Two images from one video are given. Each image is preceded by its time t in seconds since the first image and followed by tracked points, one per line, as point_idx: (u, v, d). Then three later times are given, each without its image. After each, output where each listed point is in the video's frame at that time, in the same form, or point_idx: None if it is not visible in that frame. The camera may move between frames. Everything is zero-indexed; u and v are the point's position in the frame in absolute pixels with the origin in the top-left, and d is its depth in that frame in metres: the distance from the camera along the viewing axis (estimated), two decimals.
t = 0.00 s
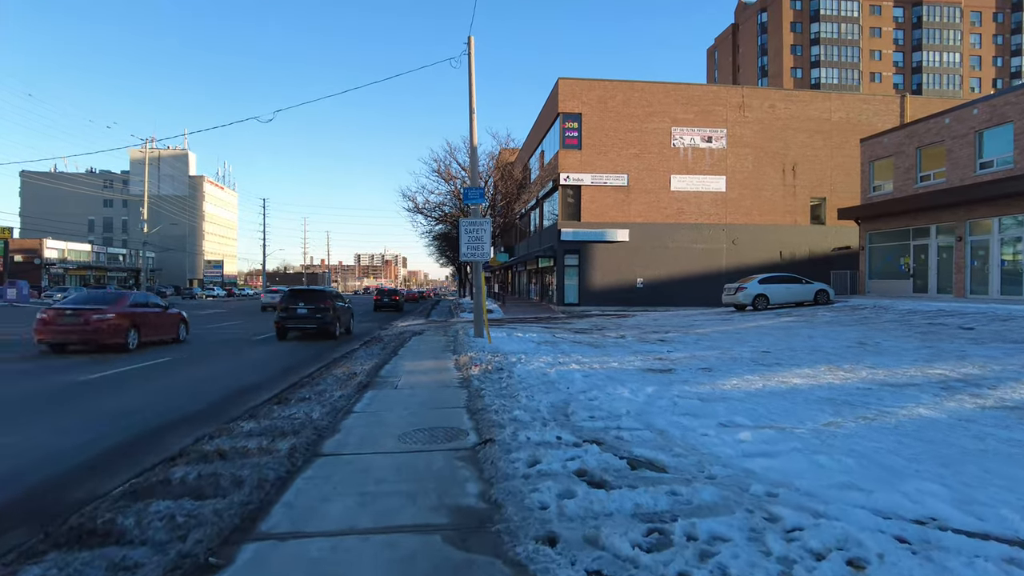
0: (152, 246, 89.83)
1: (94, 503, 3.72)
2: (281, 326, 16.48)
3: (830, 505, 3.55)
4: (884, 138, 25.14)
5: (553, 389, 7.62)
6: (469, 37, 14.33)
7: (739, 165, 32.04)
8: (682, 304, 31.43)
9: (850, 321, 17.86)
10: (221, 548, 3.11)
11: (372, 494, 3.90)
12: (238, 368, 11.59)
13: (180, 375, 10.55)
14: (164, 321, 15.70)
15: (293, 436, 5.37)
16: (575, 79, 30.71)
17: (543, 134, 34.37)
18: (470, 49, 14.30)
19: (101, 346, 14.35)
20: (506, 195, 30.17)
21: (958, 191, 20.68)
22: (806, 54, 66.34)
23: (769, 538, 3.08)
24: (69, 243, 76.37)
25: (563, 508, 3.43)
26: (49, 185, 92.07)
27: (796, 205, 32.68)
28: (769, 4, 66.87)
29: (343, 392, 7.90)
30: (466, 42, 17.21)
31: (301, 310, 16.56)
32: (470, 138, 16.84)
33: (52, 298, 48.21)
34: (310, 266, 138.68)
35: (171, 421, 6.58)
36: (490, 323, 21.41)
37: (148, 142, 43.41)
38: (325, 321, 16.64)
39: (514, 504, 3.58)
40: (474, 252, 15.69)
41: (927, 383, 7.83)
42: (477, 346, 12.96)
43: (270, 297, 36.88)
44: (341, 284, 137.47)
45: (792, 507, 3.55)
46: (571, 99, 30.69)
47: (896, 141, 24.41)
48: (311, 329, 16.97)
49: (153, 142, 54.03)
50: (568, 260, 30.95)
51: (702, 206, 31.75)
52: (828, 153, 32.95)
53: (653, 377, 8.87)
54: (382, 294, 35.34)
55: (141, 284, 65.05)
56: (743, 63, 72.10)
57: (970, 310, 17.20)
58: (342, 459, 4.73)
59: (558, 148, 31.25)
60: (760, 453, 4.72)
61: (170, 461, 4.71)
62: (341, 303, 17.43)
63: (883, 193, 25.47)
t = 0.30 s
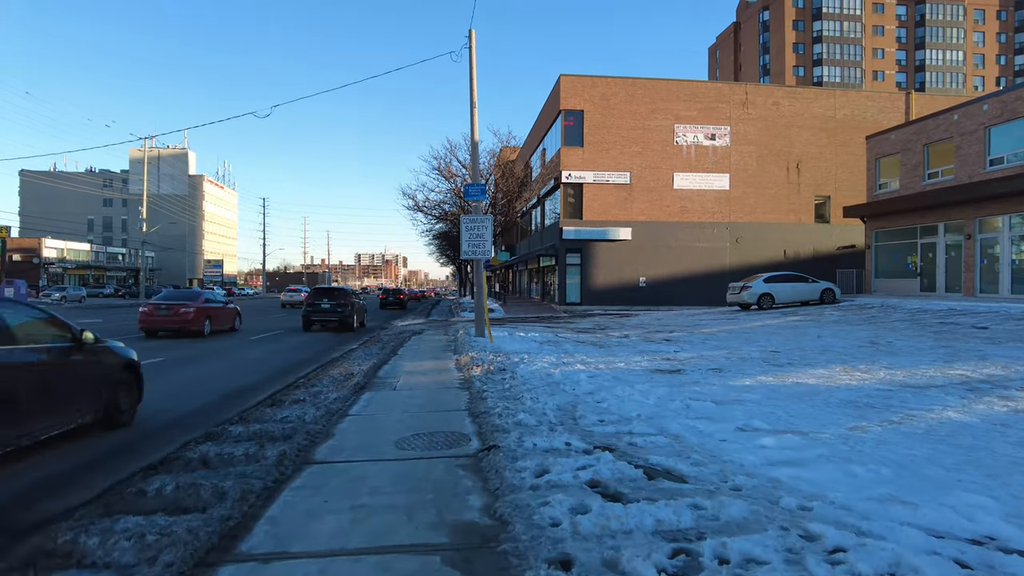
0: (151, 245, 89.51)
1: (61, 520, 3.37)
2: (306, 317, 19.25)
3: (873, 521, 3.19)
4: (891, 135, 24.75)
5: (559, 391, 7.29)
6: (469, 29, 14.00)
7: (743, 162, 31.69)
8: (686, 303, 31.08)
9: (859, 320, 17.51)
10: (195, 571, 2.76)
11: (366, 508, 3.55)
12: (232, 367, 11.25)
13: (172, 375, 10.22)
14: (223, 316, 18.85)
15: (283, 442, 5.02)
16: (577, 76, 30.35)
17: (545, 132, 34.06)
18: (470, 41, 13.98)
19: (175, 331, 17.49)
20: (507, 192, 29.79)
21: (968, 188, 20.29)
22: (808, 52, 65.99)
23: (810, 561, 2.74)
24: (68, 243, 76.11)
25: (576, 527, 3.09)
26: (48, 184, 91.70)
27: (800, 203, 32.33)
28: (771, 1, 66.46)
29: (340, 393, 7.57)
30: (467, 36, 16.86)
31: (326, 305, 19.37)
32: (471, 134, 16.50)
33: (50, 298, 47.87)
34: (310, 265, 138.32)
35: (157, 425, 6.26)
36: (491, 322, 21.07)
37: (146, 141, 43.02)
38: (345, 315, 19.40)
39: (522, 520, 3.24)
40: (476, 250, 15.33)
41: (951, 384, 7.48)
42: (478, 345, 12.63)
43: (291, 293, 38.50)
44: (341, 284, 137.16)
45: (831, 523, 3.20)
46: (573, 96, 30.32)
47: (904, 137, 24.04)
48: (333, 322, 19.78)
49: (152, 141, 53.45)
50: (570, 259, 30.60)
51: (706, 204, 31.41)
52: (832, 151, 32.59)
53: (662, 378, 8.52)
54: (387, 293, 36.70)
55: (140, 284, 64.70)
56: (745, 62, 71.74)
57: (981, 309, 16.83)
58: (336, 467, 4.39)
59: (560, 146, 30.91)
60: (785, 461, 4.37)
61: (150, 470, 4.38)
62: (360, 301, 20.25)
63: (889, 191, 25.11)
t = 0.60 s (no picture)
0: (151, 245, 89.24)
1: (15, 552, 3.03)
2: (328, 316, 21.99)
3: (924, 557, 2.84)
4: (898, 133, 24.41)
5: (566, 399, 6.95)
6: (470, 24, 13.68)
7: (746, 162, 31.35)
8: (689, 304, 30.75)
9: (867, 321, 17.17)
10: None
11: (358, 537, 3.22)
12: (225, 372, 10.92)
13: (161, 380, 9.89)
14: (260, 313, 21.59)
15: (270, 458, 4.69)
16: (579, 74, 30.00)
17: (546, 131, 33.76)
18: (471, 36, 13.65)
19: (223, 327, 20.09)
20: (508, 192, 29.44)
21: (977, 187, 19.93)
22: (810, 51, 65.67)
23: None
24: (67, 243, 75.85)
25: (591, 563, 2.75)
26: (48, 185, 91.53)
27: (804, 202, 31.98)
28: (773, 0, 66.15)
29: (334, 401, 7.23)
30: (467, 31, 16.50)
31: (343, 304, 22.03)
32: (471, 133, 16.17)
33: (48, 298, 47.58)
34: (310, 265, 138.13)
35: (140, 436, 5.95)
36: (493, 324, 20.78)
37: (144, 141, 42.82)
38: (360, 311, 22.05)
39: (530, 555, 2.90)
40: (477, 250, 14.96)
41: (974, 391, 7.13)
42: (478, 349, 12.29)
43: (305, 291, 41.15)
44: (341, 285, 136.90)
45: (876, 558, 2.86)
46: (574, 95, 29.97)
47: (911, 135, 23.68)
48: (350, 319, 22.43)
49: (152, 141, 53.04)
50: (572, 259, 30.26)
51: (709, 204, 31.07)
52: (836, 150, 32.22)
53: (671, 384, 8.16)
54: (391, 292, 37.96)
55: (138, 283, 64.39)
56: (746, 61, 71.43)
57: (992, 311, 16.49)
58: (327, 488, 4.05)
59: (562, 145, 30.59)
60: (814, 481, 4.02)
61: (125, 488, 4.06)
62: (374, 299, 22.97)
63: (895, 190, 24.76)
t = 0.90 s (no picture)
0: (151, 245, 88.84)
1: None
2: (347, 311, 24.74)
3: None
4: (905, 130, 24.05)
5: (575, 403, 6.63)
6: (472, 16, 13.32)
7: (751, 160, 31.00)
8: (693, 304, 30.41)
9: (877, 321, 16.81)
10: None
11: (355, 561, 2.90)
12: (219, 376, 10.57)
13: (153, 386, 9.59)
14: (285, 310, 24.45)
15: (261, 467, 4.37)
16: (581, 71, 29.67)
17: (548, 129, 33.42)
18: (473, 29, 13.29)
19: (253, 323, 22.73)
20: (510, 190, 29.08)
21: (988, 184, 19.56)
22: (813, 50, 65.29)
23: None
24: (67, 243, 75.48)
25: None
26: (48, 184, 91.22)
27: (809, 201, 31.63)
28: None
29: (331, 405, 6.91)
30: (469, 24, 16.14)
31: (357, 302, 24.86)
32: (474, 128, 15.83)
33: (46, 298, 47.26)
34: (310, 265, 137.83)
35: (124, 444, 5.64)
36: (495, 324, 20.45)
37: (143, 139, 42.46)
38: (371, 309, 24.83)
39: None
40: (478, 248, 14.62)
41: (1003, 394, 6.78)
42: (481, 349, 11.93)
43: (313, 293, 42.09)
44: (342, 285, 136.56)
45: None
46: (577, 92, 29.64)
47: (919, 132, 23.33)
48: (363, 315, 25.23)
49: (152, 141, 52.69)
50: (575, 259, 29.93)
51: (713, 202, 30.73)
52: (842, 148, 31.86)
53: (682, 387, 7.83)
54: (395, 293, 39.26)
55: (138, 283, 64.03)
56: (749, 60, 70.99)
57: (1006, 310, 16.14)
58: (322, 503, 3.72)
59: (564, 143, 30.24)
60: (851, 495, 3.68)
61: (101, 503, 3.74)
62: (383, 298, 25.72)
63: (902, 188, 24.41)
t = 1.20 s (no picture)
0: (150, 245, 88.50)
1: None
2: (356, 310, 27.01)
3: None
4: (913, 130, 23.73)
5: (585, 411, 6.32)
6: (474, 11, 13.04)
7: (754, 159, 30.69)
8: (696, 305, 30.10)
9: (887, 323, 16.49)
10: None
11: None
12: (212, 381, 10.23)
13: (144, 393, 9.28)
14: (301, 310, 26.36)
15: (249, 485, 4.05)
16: (584, 70, 29.36)
17: (550, 128, 33.13)
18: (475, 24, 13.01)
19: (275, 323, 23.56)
20: (511, 190, 28.77)
21: (998, 183, 19.21)
22: (815, 49, 65.05)
23: None
24: (66, 242, 75.09)
25: None
26: (47, 184, 90.90)
27: (813, 201, 31.31)
28: None
29: (328, 412, 6.60)
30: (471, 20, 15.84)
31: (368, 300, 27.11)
32: (476, 126, 15.53)
33: (44, 299, 46.96)
34: (310, 265, 137.48)
35: (106, 455, 5.33)
36: (497, 326, 20.13)
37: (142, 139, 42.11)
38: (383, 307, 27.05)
39: None
40: (480, 248, 14.31)
41: None
42: (483, 352, 11.60)
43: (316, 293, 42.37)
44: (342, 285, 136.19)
45: None
46: (579, 90, 29.33)
47: (927, 131, 23.00)
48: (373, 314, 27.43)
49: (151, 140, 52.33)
50: (577, 259, 29.63)
51: (717, 202, 30.41)
52: (847, 148, 31.53)
53: (693, 393, 7.53)
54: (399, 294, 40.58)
55: (136, 283, 63.76)
56: (750, 60, 70.72)
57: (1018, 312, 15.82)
58: (315, 527, 3.40)
59: (566, 142, 29.95)
60: (893, 517, 3.36)
61: (73, 526, 3.43)
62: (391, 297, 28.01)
63: (909, 188, 24.09)
